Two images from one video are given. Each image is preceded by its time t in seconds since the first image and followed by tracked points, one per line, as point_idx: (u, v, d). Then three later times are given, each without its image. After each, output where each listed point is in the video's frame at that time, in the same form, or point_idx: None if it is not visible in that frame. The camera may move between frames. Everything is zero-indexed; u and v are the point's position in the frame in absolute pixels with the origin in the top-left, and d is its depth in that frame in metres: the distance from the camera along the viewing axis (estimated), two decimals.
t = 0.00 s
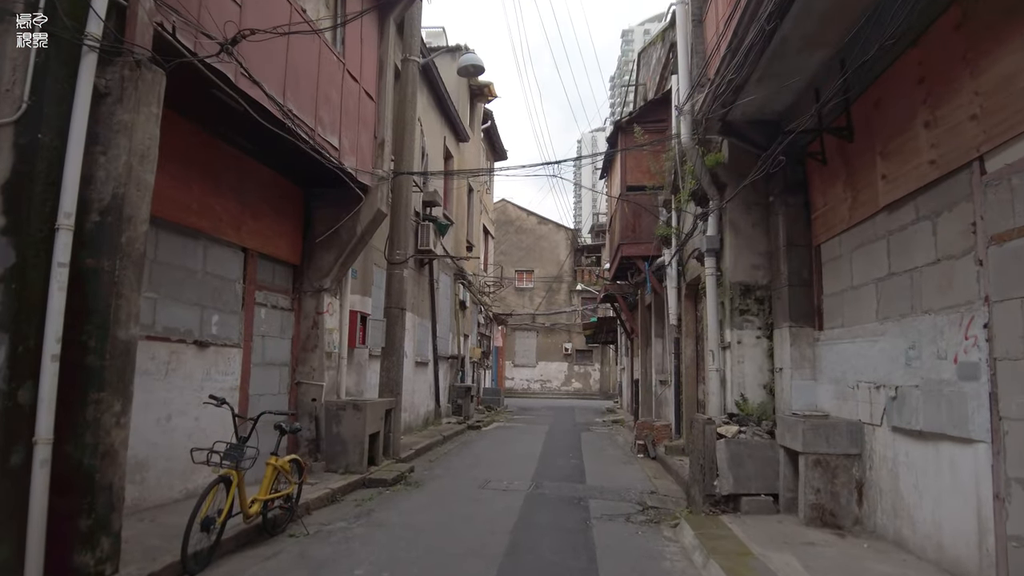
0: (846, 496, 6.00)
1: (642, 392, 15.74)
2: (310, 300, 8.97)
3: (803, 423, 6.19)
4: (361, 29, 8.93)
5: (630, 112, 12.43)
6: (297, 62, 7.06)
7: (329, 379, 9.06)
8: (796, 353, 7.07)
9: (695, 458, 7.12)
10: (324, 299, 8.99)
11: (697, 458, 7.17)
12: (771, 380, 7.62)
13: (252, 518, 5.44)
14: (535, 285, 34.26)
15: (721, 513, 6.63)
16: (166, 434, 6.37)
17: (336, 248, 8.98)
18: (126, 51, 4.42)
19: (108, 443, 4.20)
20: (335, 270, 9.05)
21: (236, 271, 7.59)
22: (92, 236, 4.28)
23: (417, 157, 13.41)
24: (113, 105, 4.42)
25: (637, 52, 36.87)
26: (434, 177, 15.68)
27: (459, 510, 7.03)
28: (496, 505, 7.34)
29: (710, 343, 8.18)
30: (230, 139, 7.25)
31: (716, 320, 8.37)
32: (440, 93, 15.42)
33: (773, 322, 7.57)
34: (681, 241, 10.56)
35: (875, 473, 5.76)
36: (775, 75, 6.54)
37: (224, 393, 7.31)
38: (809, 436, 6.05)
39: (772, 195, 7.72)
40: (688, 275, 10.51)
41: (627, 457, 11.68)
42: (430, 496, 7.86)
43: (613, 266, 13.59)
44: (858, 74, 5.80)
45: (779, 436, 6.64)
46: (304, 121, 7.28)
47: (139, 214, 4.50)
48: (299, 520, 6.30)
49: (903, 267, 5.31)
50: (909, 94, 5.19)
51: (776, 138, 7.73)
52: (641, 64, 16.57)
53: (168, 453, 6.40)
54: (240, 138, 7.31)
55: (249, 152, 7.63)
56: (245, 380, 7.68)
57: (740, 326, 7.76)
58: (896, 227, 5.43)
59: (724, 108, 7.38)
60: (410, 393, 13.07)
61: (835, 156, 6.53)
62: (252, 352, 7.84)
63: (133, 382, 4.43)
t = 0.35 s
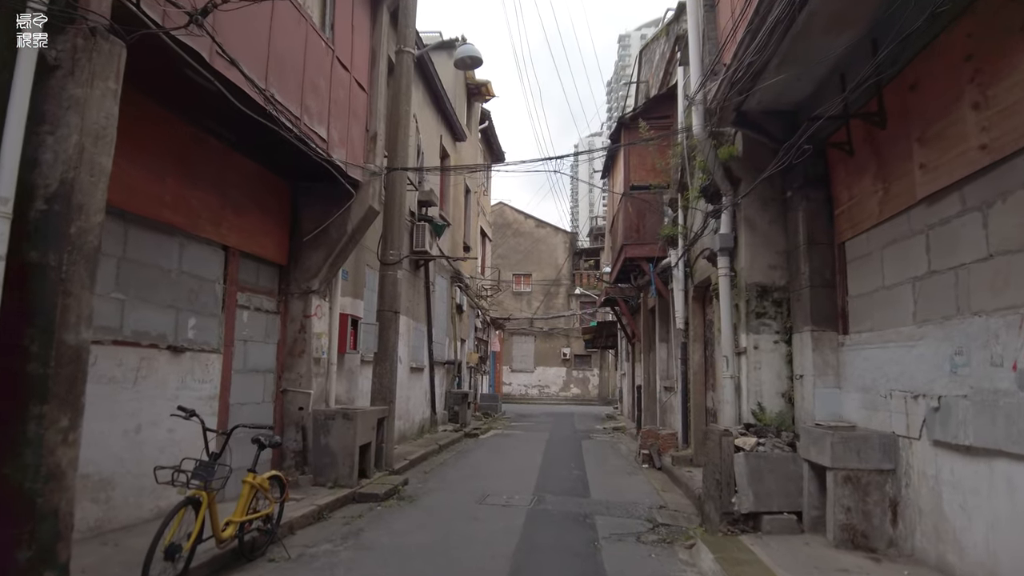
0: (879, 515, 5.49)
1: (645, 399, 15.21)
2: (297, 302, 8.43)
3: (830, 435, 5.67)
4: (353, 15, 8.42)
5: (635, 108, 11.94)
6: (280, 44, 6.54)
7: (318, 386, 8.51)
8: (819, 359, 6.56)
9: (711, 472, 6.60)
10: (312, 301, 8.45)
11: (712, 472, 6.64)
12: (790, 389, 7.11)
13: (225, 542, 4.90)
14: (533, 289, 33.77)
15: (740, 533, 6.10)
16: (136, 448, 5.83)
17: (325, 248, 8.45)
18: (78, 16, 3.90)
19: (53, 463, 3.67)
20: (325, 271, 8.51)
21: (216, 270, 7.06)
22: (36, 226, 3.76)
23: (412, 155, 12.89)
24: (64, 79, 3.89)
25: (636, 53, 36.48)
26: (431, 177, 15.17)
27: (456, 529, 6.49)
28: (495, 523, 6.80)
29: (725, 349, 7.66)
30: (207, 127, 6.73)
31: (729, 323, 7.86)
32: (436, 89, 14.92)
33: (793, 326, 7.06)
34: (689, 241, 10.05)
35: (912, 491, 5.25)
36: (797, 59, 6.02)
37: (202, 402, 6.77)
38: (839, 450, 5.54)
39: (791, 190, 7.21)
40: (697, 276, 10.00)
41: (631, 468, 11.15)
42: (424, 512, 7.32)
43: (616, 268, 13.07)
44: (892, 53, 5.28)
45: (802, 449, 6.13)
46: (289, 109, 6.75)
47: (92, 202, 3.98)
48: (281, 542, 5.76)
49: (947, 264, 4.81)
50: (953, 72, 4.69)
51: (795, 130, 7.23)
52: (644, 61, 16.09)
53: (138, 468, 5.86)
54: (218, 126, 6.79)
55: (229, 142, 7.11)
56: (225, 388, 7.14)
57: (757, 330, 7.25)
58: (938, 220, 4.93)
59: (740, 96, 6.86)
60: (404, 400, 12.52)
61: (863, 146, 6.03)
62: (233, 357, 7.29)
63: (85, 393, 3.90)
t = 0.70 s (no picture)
0: (921, 538, 4.94)
1: (648, 406, 14.63)
2: (281, 303, 7.85)
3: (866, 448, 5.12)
4: None
5: (639, 100, 11.42)
6: (260, 20, 6.01)
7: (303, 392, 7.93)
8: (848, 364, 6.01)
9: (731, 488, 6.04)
10: (297, 302, 7.87)
11: (731, 487, 6.09)
12: (814, 396, 6.56)
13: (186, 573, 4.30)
14: (532, 292, 33.27)
15: (764, 556, 5.55)
16: (95, 463, 5.26)
17: (311, 244, 7.88)
18: None
19: None
20: (310, 269, 7.93)
21: (190, 267, 6.48)
22: None
23: (406, 150, 12.34)
24: None
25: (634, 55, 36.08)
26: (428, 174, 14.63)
27: (450, 551, 5.92)
28: (494, 543, 6.23)
29: (741, 353, 7.11)
30: (178, 111, 6.18)
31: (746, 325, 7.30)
32: (432, 84, 14.39)
33: (817, 327, 6.51)
34: (699, 239, 9.50)
35: (961, 512, 4.70)
36: (826, 35, 5.45)
37: (174, 411, 6.19)
38: (876, 465, 4.99)
39: (814, 181, 6.67)
40: (707, 276, 9.45)
41: (637, 478, 10.58)
42: (416, 531, 6.74)
43: (619, 268, 12.50)
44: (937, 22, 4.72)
45: (832, 463, 5.57)
46: (270, 92, 6.20)
47: (30, 183, 3.42)
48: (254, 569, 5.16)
49: (1004, 257, 4.27)
50: (1009, 40, 4.17)
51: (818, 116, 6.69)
52: (647, 55, 15.56)
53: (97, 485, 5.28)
54: (191, 111, 6.23)
55: (204, 129, 6.56)
56: (200, 396, 6.56)
57: (777, 332, 6.71)
58: (991, 208, 4.39)
59: (761, 80, 6.29)
60: (398, 407, 11.94)
61: (899, 130, 5.49)
62: (209, 362, 6.71)
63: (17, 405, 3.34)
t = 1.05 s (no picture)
0: (967, 556, 4.43)
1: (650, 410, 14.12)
2: (262, 299, 7.31)
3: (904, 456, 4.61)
4: None
5: (643, 90, 10.93)
6: None
7: (287, 395, 7.39)
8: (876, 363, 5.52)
9: (749, 499, 5.53)
10: (280, 298, 7.33)
11: (750, 497, 5.57)
12: (838, 398, 6.05)
13: None
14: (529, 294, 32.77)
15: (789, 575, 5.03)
16: (49, 473, 4.71)
17: (295, 236, 7.36)
18: None
19: None
20: (294, 263, 7.39)
21: (160, 259, 5.96)
22: None
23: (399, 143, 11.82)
24: None
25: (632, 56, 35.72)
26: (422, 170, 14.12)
27: (443, 568, 5.39)
28: (491, 558, 5.71)
29: (757, 352, 6.60)
30: (147, 88, 5.64)
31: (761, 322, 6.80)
32: (426, 76, 13.90)
33: (841, 324, 6.01)
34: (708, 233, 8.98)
35: (1014, 527, 4.19)
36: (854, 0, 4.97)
37: (140, 415, 5.66)
38: (916, 475, 4.48)
39: (837, 165, 6.17)
40: (715, 273, 8.95)
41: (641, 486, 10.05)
42: (406, 545, 6.21)
43: (621, 266, 11.97)
44: None
45: (863, 472, 5.06)
46: (247, 66, 5.69)
47: None
48: None
49: None
50: None
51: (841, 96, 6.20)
52: (648, 48, 15.08)
53: (49, 498, 4.74)
54: (161, 87, 5.70)
55: (176, 108, 6.02)
56: (171, 399, 6.03)
57: (797, 329, 6.20)
58: None
59: (780, 55, 5.81)
60: (390, 412, 11.39)
61: (934, 104, 5.00)
62: (181, 361, 6.17)
63: None
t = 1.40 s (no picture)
0: None
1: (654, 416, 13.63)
2: (244, 300, 6.82)
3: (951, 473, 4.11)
4: None
5: (648, 83, 10.47)
6: None
7: (271, 403, 6.88)
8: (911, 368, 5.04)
9: (774, 518, 5.03)
10: (263, 299, 6.83)
11: (775, 514, 5.08)
12: (866, 407, 5.57)
13: None
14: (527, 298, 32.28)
15: None
16: None
17: (280, 233, 6.87)
18: None
19: None
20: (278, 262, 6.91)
21: (128, 255, 5.46)
22: None
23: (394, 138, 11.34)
24: None
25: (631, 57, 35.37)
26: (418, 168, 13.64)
27: None
28: None
29: (776, 356, 6.11)
30: (118, 69, 5.17)
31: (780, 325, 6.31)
32: (422, 71, 13.45)
33: (870, 326, 5.53)
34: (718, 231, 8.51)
35: None
36: None
37: (105, 426, 5.15)
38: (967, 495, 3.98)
39: (865, 154, 5.70)
40: (726, 273, 8.47)
41: (646, 497, 9.55)
42: (397, 566, 5.72)
43: (625, 267, 11.49)
44: None
45: (902, 489, 4.57)
46: (226, 47, 5.23)
47: None
48: None
49: None
50: None
51: (867, 80, 5.74)
52: (650, 43, 14.66)
53: None
54: (132, 69, 5.23)
55: (150, 92, 5.53)
56: (141, 408, 5.53)
57: (821, 332, 5.72)
58: None
59: (803, 34, 5.34)
60: (383, 419, 10.88)
61: (979, 83, 4.54)
62: (153, 366, 5.68)
63: None
